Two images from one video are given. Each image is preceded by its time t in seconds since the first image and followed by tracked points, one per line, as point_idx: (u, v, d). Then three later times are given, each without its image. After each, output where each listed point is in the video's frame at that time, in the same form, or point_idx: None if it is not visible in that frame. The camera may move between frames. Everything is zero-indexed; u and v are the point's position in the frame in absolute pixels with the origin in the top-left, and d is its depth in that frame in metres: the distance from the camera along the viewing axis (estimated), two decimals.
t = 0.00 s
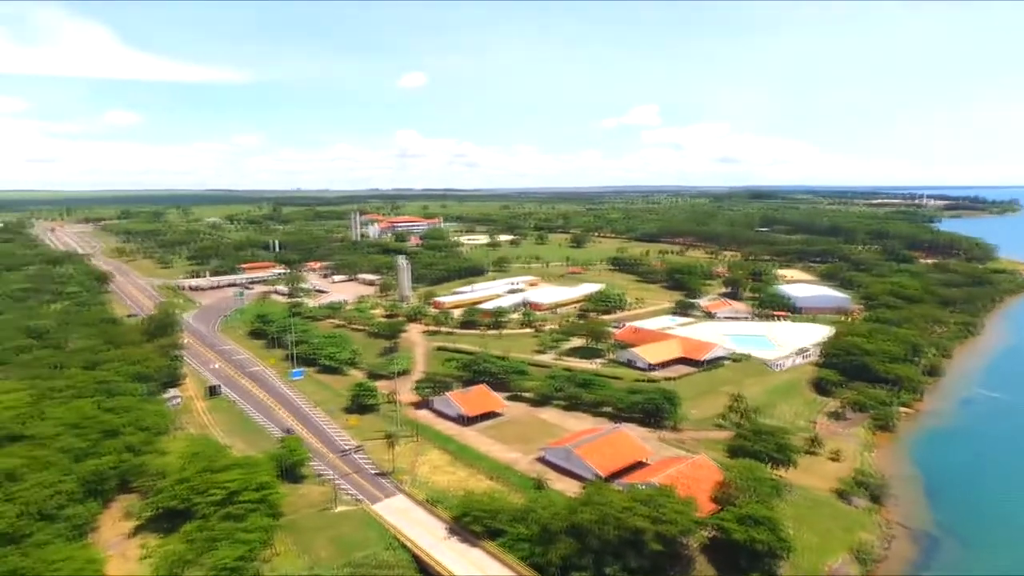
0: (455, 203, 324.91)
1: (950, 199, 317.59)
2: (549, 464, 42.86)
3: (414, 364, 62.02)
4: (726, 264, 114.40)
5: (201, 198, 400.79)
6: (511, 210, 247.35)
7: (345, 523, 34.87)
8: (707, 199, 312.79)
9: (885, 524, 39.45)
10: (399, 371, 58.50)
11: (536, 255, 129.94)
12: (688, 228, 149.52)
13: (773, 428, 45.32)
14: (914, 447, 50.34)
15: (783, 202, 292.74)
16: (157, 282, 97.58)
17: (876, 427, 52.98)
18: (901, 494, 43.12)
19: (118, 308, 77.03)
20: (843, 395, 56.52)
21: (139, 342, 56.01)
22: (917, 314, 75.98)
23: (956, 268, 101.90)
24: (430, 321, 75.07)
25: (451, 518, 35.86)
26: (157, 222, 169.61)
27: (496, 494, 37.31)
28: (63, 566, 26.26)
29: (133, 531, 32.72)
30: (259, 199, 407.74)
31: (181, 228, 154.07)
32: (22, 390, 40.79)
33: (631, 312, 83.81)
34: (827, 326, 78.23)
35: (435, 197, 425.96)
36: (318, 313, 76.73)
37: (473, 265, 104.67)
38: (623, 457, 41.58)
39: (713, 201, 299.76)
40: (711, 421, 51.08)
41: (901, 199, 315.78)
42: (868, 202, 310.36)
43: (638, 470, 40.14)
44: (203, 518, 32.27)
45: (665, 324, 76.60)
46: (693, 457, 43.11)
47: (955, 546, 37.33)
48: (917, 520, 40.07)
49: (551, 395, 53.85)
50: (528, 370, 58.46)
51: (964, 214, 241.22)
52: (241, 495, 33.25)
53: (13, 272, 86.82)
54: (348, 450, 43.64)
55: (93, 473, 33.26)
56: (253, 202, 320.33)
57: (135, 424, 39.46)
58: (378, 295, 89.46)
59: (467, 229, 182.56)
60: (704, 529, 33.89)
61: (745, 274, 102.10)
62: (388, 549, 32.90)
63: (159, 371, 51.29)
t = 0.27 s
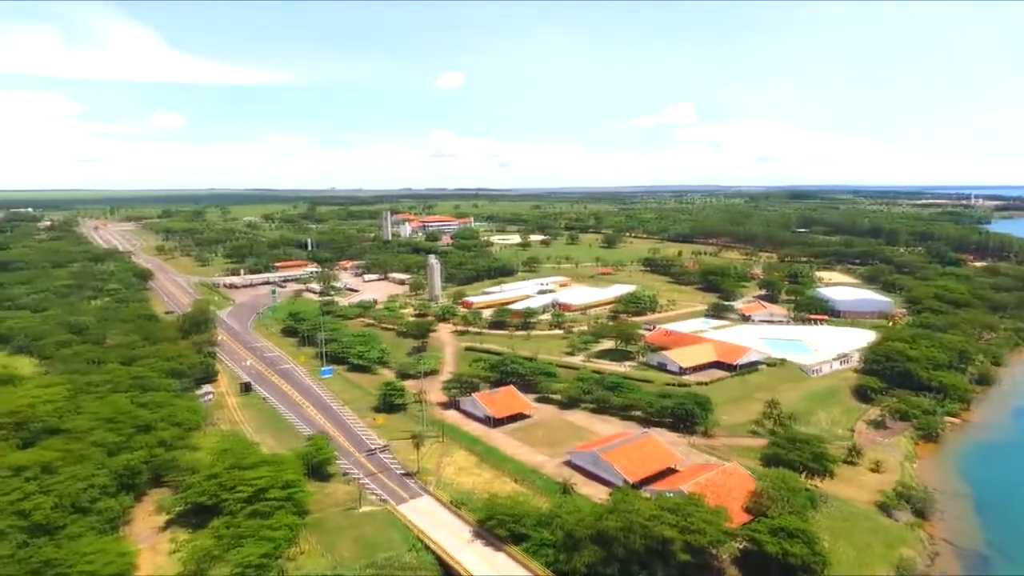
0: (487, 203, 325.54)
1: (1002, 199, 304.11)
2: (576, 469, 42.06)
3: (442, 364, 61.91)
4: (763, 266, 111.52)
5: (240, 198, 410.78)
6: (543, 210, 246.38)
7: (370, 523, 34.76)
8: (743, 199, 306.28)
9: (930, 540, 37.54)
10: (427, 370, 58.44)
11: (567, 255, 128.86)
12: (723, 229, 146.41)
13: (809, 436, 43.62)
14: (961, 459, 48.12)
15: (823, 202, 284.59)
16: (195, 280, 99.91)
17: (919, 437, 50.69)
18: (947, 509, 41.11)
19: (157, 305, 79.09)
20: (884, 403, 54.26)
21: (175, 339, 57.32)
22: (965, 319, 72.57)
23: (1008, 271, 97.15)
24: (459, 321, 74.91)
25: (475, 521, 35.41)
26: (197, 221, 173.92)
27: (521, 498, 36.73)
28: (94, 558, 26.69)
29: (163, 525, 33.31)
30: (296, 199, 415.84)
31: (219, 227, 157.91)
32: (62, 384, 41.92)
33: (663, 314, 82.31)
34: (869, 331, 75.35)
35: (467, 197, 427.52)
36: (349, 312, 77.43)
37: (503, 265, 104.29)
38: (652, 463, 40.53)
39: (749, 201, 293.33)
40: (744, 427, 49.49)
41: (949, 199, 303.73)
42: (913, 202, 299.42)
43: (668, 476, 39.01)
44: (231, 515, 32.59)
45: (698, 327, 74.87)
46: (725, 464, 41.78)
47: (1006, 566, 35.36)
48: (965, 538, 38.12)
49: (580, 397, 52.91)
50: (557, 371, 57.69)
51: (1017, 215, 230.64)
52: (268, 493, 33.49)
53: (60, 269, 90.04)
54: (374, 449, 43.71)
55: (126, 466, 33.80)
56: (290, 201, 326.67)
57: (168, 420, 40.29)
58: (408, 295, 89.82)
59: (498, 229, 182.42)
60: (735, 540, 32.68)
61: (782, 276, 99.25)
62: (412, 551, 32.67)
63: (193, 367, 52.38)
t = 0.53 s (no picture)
0: (520, 203, 325.35)
1: None
2: (605, 474, 41.11)
3: (472, 365, 61.66)
4: (803, 268, 108.24)
5: (279, 198, 419.72)
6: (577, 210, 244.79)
7: (395, 525, 34.59)
8: (783, 199, 298.71)
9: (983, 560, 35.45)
10: (456, 371, 58.23)
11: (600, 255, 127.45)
12: (761, 230, 142.79)
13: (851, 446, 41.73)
14: (1016, 475, 45.52)
15: (868, 202, 275.37)
16: (233, 278, 102.14)
17: (970, 449, 48.14)
18: (1001, 528, 38.87)
19: (196, 303, 81.11)
20: (932, 413, 51.75)
21: (211, 337, 58.56)
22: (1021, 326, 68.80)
23: None
24: (490, 321, 74.57)
25: (501, 526, 34.85)
26: (237, 220, 178.11)
27: (548, 503, 36.03)
28: (126, 552, 27.08)
29: (193, 520, 33.79)
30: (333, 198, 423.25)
31: (258, 226, 161.65)
32: (102, 378, 43.06)
33: (698, 317, 80.49)
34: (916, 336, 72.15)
35: (501, 197, 428.16)
36: (381, 311, 77.96)
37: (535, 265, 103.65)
38: (684, 470, 39.33)
39: (790, 201, 285.92)
40: (781, 435, 47.74)
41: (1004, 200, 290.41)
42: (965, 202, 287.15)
43: (701, 485, 37.76)
44: (259, 512, 32.83)
45: (734, 331, 72.87)
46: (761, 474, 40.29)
47: None
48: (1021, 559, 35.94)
49: (610, 401, 51.87)
50: (588, 374, 56.75)
51: None
52: (296, 492, 33.63)
53: (106, 266, 93.26)
54: (402, 450, 43.68)
55: (160, 461, 34.37)
56: (327, 201, 332.65)
57: (201, 416, 41.03)
58: (440, 295, 89.97)
59: (532, 229, 181.85)
60: (770, 554, 31.33)
61: (823, 278, 96.02)
62: (437, 554, 32.34)
63: (227, 364, 53.35)
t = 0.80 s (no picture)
0: (551, 202, 324.41)
1: None
2: (633, 480, 40.11)
3: (499, 366, 61.24)
4: (842, 270, 104.78)
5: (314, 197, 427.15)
6: (609, 209, 242.55)
7: (418, 526, 34.37)
8: (823, 199, 290.55)
9: None
10: (483, 371, 57.90)
11: (632, 256, 125.71)
12: (799, 231, 138.97)
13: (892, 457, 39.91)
14: None
15: (912, 202, 265.94)
16: (267, 276, 103.93)
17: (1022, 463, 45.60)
18: None
19: (231, 300, 82.76)
20: (980, 424, 49.27)
21: (243, 335, 59.54)
22: None
23: None
24: (518, 322, 74.04)
25: (525, 530, 34.22)
26: (272, 219, 181.48)
27: (573, 509, 35.28)
28: (153, 547, 27.40)
29: (220, 517, 34.20)
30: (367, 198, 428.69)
31: (293, 226, 164.51)
32: (136, 375, 44.01)
33: (731, 319, 78.54)
34: (963, 343, 68.90)
35: (533, 196, 427.39)
36: (410, 311, 78.21)
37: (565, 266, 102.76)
38: (716, 478, 38.06)
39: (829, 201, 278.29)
40: (817, 444, 45.97)
41: None
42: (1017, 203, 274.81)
43: (732, 494, 36.54)
44: (283, 511, 32.99)
45: (769, 335, 70.86)
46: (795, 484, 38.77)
47: None
48: None
49: (639, 405, 50.81)
50: (616, 377, 55.74)
51: None
52: (320, 491, 33.71)
53: (146, 264, 95.95)
54: (428, 450, 43.53)
55: (188, 458, 34.87)
56: (361, 201, 337.17)
57: (230, 413, 41.61)
58: (469, 295, 89.85)
59: (563, 228, 180.82)
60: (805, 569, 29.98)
61: (864, 281, 92.72)
62: (458, 558, 31.92)
63: (258, 362, 54.12)
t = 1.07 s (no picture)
0: (575, 202, 323.08)
1: None
2: (654, 486, 39.23)
3: (520, 368, 60.76)
4: (875, 272, 101.85)
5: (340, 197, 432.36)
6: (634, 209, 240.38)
7: (435, 529, 34.05)
8: (855, 199, 283.60)
9: None
10: (504, 372, 57.47)
11: (656, 257, 124.13)
12: (829, 232, 135.72)
13: (927, 467, 38.33)
14: None
15: (949, 202, 258.07)
16: (292, 275, 105.16)
17: None
18: None
19: (256, 299, 83.85)
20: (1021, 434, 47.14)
21: (266, 333, 60.14)
22: None
23: None
24: (540, 323, 73.48)
25: (543, 536, 33.64)
26: (299, 219, 183.79)
27: (593, 515, 34.58)
28: (172, 544, 27.55)
29: (239, 515, 34.39)
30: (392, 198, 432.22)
31: (319, 225, 166.34)
32: (161, 372, 44.62)
33: (758, 322, 76.83)
34: (1003, 349, 66.23)
35: (558, 196, 426.06)
36: (432, 310, 78.20)
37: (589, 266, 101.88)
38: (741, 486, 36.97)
39: (862, 201, 271.60)
40: (847, 452, 44.43)
41: None
42: None
43: (757, 502, 35.43)
44: (301, 510, 32.97)
45: (797, 338, 69.07)
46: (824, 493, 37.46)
47: None
48: None
49: (662, 409, 49.81)
50: (639, 380, 54.78)
51: None
52: (337, 491, 33.61)
53: (175, 262, 97.83)
54: (447, 452, 43.27)
55: (209, 455, 35.15)
56: (386, 201, 340.39)
57: (252, 411, 41.91)
58: (491, 295, 89.59)
59: (587, 229, 179.67)
60: None
61: (898, 284, 89.96)
62: (475, 562, 31.49)
63: (280, 361, 54.57)
